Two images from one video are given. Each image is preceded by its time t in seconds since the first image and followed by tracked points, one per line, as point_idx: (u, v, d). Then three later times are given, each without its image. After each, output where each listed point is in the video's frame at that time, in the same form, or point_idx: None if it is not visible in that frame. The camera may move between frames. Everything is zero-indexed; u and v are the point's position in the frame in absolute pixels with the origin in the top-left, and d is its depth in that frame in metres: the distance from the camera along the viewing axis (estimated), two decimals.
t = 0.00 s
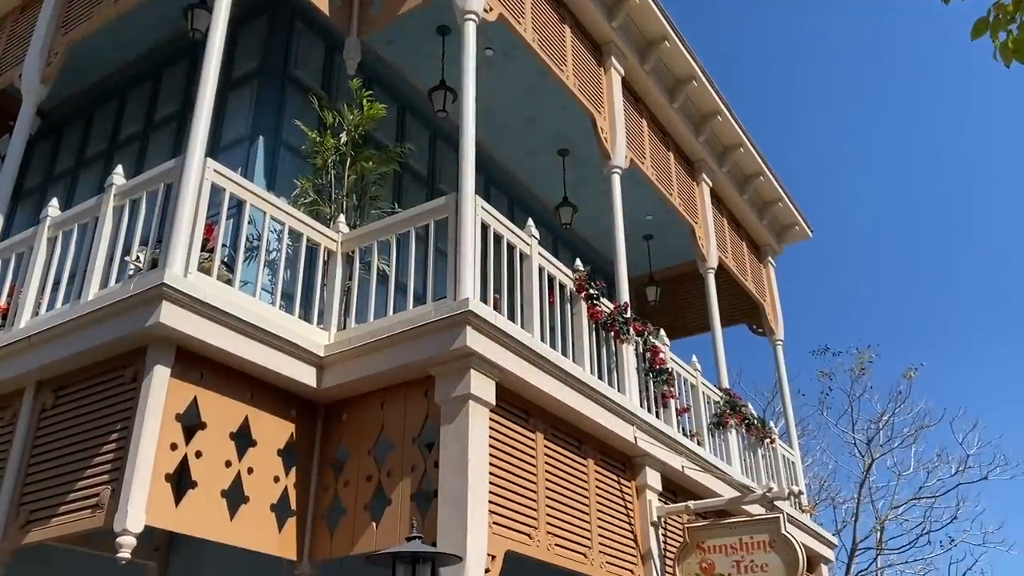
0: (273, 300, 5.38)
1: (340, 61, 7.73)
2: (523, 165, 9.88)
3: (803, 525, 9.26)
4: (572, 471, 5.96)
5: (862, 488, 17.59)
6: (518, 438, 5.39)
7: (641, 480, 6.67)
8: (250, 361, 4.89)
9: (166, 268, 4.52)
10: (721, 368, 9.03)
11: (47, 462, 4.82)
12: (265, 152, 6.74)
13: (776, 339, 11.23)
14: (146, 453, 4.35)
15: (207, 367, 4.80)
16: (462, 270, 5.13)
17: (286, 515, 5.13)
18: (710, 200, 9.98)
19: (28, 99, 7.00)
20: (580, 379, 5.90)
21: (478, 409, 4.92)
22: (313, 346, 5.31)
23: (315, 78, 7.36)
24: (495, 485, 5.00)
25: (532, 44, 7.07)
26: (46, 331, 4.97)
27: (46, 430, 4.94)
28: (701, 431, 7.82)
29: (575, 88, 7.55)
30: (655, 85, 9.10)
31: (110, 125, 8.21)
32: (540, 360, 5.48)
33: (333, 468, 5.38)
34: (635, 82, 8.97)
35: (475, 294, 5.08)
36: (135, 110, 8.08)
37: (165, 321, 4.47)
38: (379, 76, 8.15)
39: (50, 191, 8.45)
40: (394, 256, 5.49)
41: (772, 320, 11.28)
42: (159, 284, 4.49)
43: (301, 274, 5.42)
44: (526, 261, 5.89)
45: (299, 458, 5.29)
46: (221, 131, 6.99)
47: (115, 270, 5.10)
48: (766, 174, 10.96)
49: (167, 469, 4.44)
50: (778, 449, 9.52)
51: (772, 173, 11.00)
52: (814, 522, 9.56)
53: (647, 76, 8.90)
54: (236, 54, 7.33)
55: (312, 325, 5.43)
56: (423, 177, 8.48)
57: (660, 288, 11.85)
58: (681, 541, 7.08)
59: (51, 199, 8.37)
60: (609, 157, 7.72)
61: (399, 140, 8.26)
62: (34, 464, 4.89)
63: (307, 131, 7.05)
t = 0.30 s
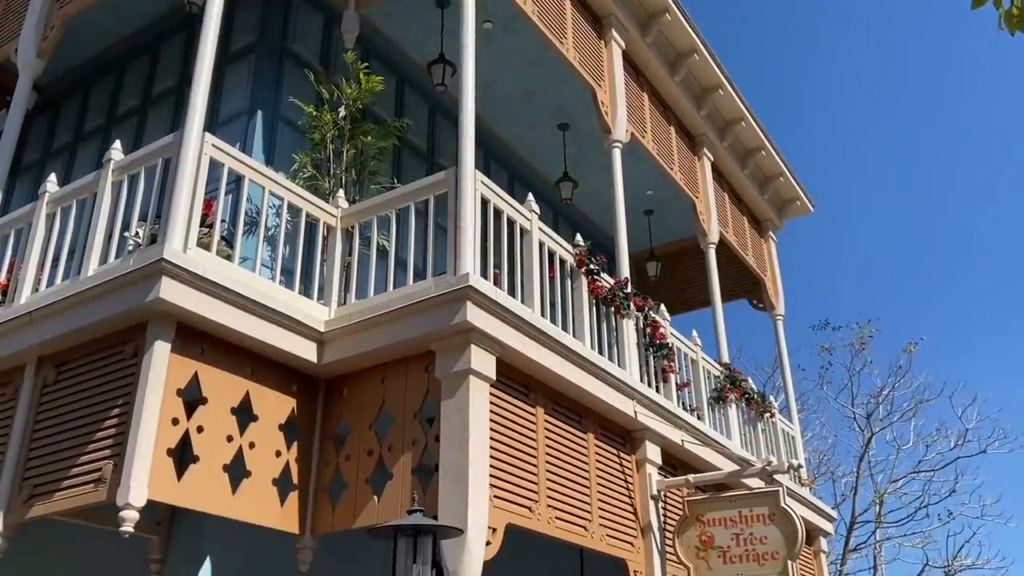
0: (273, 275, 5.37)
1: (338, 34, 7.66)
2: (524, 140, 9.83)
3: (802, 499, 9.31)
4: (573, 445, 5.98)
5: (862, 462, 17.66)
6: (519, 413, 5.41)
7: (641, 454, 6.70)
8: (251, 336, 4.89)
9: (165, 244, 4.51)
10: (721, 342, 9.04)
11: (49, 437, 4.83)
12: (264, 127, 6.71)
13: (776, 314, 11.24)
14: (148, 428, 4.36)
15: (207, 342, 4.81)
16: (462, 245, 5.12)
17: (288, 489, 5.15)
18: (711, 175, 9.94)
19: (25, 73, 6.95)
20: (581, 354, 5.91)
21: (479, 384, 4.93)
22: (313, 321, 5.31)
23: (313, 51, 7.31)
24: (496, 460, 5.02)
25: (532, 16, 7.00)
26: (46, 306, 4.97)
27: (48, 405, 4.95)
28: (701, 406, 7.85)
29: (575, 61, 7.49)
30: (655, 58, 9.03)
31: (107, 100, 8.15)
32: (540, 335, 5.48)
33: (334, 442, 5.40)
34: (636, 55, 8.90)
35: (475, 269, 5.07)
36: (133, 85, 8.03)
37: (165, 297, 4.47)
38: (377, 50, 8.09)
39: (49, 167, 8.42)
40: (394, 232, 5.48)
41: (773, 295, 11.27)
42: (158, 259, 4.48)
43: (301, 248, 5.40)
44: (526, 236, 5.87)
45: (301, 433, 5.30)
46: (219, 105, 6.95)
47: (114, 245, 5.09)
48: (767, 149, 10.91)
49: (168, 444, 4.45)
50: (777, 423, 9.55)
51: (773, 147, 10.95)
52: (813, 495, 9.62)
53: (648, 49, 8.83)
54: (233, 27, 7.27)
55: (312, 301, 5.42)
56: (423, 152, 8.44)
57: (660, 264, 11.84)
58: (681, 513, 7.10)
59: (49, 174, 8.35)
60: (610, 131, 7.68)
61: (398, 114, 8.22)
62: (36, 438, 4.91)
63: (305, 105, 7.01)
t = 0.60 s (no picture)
0: (273, 252, 5.36)
1: (337, 8, 7.61)
2: (524, 116, 9.78)
3: (801, 473, 9.37)
4: (574, 421, 6.01)
5: (862, 437, 17.74)
6: (519, 389, 5.43)
7: (641, 430, 6.73)
8: (251, 312, 4.89)
9: (165, 220, 4.50)
10: (722, 318, 9.05)
11: (52, 413, 4.85)
12: (263, 102, 6.68)
13: (776, 290, 11.25)
14: (150, 404, 4.38)
15: (207, 319, 4.81)
16: (462, 221, 5.11)
17: (290, 464, 5.18)
18: (712, 151, 9.90)
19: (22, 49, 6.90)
20: (581, 329, 5.91)
21: (479, 360, 4.94)
22: (313, 297, 5.31)
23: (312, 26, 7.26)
24: (496, 435, 5.04)
25: None
26: (46, 283, 4.97)
27: (50, 382, 4.96)
28: (701, 381, 7.87)
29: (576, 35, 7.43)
30: (656, 32, 8.97)
31: (105, 75, 8.11)
32: (540, 312, 5.48)
33: (336, 418, 5.42)
34: (637, 29, 8.83)
35: (475, 246, 5.06)
36: (132, 60, 7.98)
37: (165, 273, 4.47)
38: (377, 24, 8.03)
39: (47, 143, 8.39)
40: (394, 208, 5.47)
41: (774, 271, 11.27)
42: (158, 236, 4.48)
43: (301, 225, 5.40)
44: (526, 212, 5.86)
45: (303, 409, 5.32)
46: (218, 80, 6.91)
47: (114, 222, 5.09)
48: (769, 124, 10.86)
49: (170, 420, 4.47)
50: (777, 399, 9.58)
51: (775, 122, 10.91)
52: (813, 470, 9.67)
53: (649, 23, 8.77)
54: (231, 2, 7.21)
55: (312, 278, 5.42)
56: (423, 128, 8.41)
57: (661, 240, 11.82)
58: (680, 488, 7.12)
59: (48, 150, 8.32)
60: (610, 107, 7.64)
61: (398, 90, 8.17)
62: (38, 415, 4.93)
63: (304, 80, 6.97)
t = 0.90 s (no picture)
0: (273, 230, 5.36)
1: None
2: (525, 92, 9.73)
3: (802, 450, 9.40)
4: (575, 398, 6.04)
5: (862, 414, 17.79)
6: (521, 366, 5.44)
7: (642, 406, 6.75)
8: (252, 290, 4.90)
9: (165, 197, 4.49)
10: (723, 296, 9.05)
11: (54, 391, 4.86)
12: (263, 79, 6.64)
13: (777, 268, 11.24)
14: (152, 381, 4.39)
15: (208, 296, 4.82)
16: (463, 198, 5.10)
17: (293, 441, 5.21)
18: (714, 127, 9.85)
19: (20, 25, 6.86)
20: (582, 307, 5.91)
21: (481, 337, 4.95)
22: (314, 275, 5.31)
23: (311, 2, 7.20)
24: (497, 412, 5.05)
25: None
26: (47, 262, 4.96)
27: (52, 360, 4.97)
28: (702, 359, 7.88)
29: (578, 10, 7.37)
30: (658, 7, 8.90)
31: (105, 52, 8.06)
32: (541, 289, 5.48)
33: (337, 396, 5.44)
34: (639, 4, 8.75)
35: (476, 223, 5.05)
36: (131, 36, 7.93)
37: (166, 251, 4.47)
38: None
39: (47, 120, 8.36)
40: (394, 185, 5.45)
41: (775, 249, 11.25)
42: (158, 213, 4.47)
43: (301, 202, 5.39)
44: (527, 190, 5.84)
45: (305, 386, 5.34)
46: (217, 57, 6.87)
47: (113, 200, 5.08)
48: (771, 100, 10.81)
49: (173, 397, 4.49)
50: (778, 376, 9.60)
51: (777, 99, 10.85)
52: (813, 447, 9.71)
53: None
54: None
55: (313, 255, 5.41)
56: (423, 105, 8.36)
57: (662, 218, 11.80)
58: (681, 465, 7.15)
59: (48, 128, 8.29)
60: (612, 83, 7.60)
61: (398, 66, 8.12)
62: (41, 392, 4.94)
63: (303, 56, 6.94)
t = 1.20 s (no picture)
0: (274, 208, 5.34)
1: None
2: (526, 70, 9.67)
3: (802, 428, 9.43)
4: (577, 376, 6.05)
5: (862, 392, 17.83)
6: (522, 344, 5.45)
7: (643, 384, 6.77)
8: (254, 269, 4.90)
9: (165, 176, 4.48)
10: (724, 274, 9.05)
11: (57, 369, 4.87)
12: (262, 56, 6.60)
13: (779, 246, 11.23)
14: (155, 359, 4.40)
15: (210, 275, 4.82)
16: (464, 177, 5.09)
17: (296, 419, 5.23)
18: (717, 105, 9.79)
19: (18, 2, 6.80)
20: (584, 285, 5.91)
21: (483, 315, 4.95)
22: (316, 254, 5.30)
23: None
24: (499, 390, 5.07)
25: None
26: (49, 241, 4.96)
27: (55, 339, 4.98)
28: (703, 337, 7.89)
29: None
30: None
31: (104, 29, 8.01)
32: (542, 267, 5.47)
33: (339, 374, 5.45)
34: None
35: (478, 202, 5.04)
36: (130, 13, 7.88)
37: (167, 230, 4.46)
38: None
39: (46, 99, 8.33)
40: (394, 163, 5.43)
41: (777, 227, 11.23)
42: (159, 192, 4.46)
43: (302, 181, 5.37)
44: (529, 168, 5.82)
45: (307, 364, 5.35)
46: (217, 34, 6.83)
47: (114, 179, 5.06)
48: (774, 78, 10.75)
49: (175, 375, 4.50)
50: (779, 354, 9.61)
51: (779, 76, 10.79)
52: (814, 424, 9.75)
53: None
54: None
55: (313, 234, 5.40)
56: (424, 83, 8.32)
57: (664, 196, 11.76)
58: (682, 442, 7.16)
59: (47, 106, 8.26)
60: (614, 60, 7.56)
61: (398, 43, 8.07)
62: (44, 371, 4.95)
63: (303, 33, 6.89)
